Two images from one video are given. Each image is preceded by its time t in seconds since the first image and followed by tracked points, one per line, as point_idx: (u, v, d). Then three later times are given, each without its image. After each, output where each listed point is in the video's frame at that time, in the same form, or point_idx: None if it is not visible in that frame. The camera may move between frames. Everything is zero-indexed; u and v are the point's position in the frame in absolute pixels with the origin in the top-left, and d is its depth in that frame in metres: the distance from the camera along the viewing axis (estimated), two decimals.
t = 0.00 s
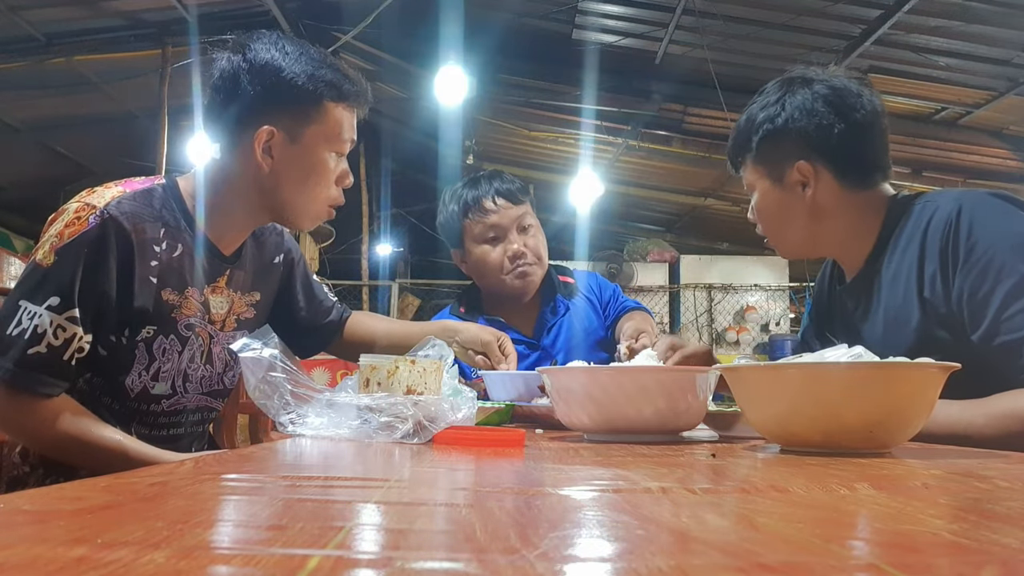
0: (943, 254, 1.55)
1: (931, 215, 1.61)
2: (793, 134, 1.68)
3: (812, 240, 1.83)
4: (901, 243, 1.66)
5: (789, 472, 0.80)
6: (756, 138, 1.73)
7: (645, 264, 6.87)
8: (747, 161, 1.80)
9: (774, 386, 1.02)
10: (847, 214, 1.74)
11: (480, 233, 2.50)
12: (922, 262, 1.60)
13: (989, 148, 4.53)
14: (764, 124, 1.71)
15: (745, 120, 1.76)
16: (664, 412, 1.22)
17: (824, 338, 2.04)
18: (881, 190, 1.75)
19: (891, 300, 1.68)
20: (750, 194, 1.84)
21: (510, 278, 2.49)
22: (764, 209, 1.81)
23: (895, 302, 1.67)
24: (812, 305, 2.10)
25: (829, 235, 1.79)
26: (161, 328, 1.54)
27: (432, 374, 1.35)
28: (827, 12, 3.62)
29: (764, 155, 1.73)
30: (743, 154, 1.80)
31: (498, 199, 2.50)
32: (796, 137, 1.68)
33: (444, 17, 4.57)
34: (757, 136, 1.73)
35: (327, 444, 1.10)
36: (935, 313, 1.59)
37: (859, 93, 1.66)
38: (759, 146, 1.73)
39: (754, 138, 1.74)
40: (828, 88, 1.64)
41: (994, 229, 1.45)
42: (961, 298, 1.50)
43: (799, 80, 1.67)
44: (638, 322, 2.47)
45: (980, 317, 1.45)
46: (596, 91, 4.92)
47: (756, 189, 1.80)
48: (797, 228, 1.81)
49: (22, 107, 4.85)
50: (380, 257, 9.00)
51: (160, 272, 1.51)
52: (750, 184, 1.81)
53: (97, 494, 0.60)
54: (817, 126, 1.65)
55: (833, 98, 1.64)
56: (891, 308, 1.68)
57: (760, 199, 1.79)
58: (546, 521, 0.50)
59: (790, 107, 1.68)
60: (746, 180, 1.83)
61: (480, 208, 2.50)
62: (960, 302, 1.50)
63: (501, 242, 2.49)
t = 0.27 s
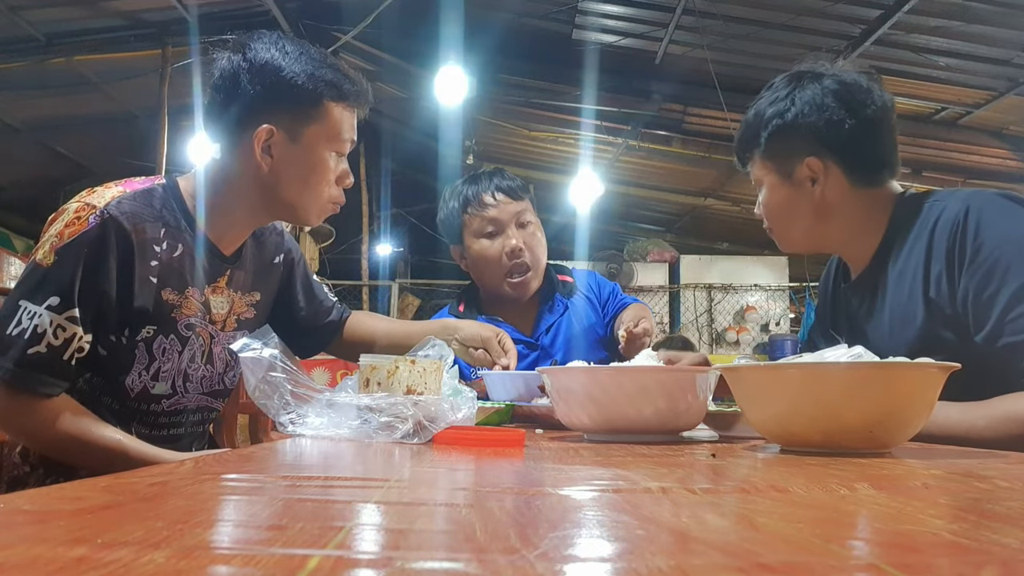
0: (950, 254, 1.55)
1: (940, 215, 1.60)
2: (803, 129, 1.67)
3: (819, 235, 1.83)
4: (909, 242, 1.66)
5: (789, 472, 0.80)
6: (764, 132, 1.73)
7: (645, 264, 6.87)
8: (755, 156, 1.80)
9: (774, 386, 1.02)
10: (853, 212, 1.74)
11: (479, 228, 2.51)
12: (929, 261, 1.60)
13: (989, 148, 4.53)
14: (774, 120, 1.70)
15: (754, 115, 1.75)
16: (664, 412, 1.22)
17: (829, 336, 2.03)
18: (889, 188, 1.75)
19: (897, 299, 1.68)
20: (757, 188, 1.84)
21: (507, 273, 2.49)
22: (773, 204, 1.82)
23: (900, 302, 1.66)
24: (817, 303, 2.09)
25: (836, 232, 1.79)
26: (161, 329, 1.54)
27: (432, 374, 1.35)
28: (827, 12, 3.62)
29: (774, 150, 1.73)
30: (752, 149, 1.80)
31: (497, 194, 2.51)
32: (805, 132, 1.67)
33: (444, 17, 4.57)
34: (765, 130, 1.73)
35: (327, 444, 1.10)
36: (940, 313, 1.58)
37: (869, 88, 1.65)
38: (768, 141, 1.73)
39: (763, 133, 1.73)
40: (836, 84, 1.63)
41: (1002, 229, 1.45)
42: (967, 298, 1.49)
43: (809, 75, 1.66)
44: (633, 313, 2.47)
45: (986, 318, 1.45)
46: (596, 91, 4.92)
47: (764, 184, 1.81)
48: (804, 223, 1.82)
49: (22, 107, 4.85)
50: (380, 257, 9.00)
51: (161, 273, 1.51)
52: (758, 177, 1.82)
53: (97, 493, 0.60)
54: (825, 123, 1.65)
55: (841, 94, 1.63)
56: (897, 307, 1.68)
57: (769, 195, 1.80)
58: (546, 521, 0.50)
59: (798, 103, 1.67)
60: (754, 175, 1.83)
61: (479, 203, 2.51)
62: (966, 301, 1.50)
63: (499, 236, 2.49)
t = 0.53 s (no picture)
0: (958, 254, 1.55)
1: (948, 214, 1.60)
2: (813, 123, 1.67)
3: (829, 232, 1.83)
4: (915, 240, 1.66)
5: (789, 473, 0.80)
6: (772, 128, 1.73)
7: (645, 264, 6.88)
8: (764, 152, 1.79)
9: (773, 386, 1.02)
10: (863, 206, 1.74)
11: (475, 228, 2.50)
12: (936, 260, 1.60)
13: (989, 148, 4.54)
14: (783, 114, 1.70)
15: (762, 111, 1.74)
16: (664, 412, 1.22)
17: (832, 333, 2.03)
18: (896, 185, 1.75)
19: (902, 298, 1.67)
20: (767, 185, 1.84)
21: (504, 272, 2.48)
22: (784, 199, 1.81)
23: (906, 301, 1.67)
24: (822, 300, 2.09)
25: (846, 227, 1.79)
26: (161, 329, 1.54)
27: (432, 374, 1.35)
28: (827, 12, 3.62)
29: (784, 145, 1.72)
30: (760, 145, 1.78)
31: (493, 193, 2.51)
32: (816, 126, 1.67)
33: (444, 17, 4.57)
34: (774, 127, 1.72)
35: (326, 444, 1.10)
36: (946, 312, 1.59)
37: (877, 82, 1.65)
38: (778, 136, 1.72)
39: (773, 128, 1.73)
40: (843, 78, 1.63)
41: (1012, 230, 1.45)
42: (974, 298, 1.50)
43: (817, 69, 1.66)
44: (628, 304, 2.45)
45: (993, 319, 1.46)
46: (596, 91, 4.93)
47: (773, 181, 1.80)
48: (814, 219, 1.82)
49: (22, 107, 4.85)
50: (380, 257, 9.00)
51: (161, 273, 1.51)
52: (767, 174, 1.81)
53: (97, 494, 0.60)
54: (835, 117, 1.65)
55: (849, 88, 1.63)
56: (902, 305, 1.68)
57: (780, 189, 1.79)
58: (545, 521, 0.50)
59: (806, 98, 1.67)
60: (763, 171, 1.82)
61: (476, 202, 2.51)
62: (974, 301, 1.51)
63: (495, 236, 2.49)
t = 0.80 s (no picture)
0: (965, 252, 1.55)
1: (956, 212, 1.60)
2: (824, 117, 1.64)
3: (843, 230, 1.79)
4: (923, 237, 1.66)
5: (789, 472, 0.80)
6: (782, 127, 1.67)
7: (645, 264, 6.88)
8: (772, 154, 1.72)
9: (773, 386, 1.02)
10: (877, 197, 1.73)
11: (482, 228, 2.50)
12: (944, 258, 1.60)
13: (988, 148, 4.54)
14: (794, 111, 1.65)
15: (768, 111, 1.69)
16: (664, 412, 1.22)
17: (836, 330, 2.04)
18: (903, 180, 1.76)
19: (909, 295, 1.67)
20: (777, 189, 1.77)
21: (513, 272, 2.49)
22: (798, 200, 1.75)
23: (912, 298, 1.67)
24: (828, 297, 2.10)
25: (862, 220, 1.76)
26: (161, 329, 1.54)
27: (432, 374, 1.35)
28: (827, 12, 3.62)
29: (797, 142, 1.67)
30: (767, 147, 1.72)
31: (497, 192, 2.51)
32: (828, 120, 1.65)
33: (444, 18, 4.57)
34: (785, 124, 1.67)
35: (326, 444, 1.10)
36: (952, 311, 1.59)
37: (875, 75, 1.67)
38: (790, 135, 1.66)
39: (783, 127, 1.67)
40: (847, 70, 1.63)
41: (1020, 229, 1.45)
42: (980, 297, 1.50)
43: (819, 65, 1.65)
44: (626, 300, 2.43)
45: (998, 318, 1.46)
46: (596, 91, 4.93)
47: (787, 183, 1.74)
48: (829, 217, 1.77)
49: (22, 107, 4.85)
50: (380, 257, 9.01)
51: (160, 273, 1.51)
52: (777, 176, 1.75)
53: (97, 494, 0.60)
54: (845, 108, 1.64)
55: (855, 79, 1.63)
56: (908, 303, 1.68)
57: (795, 189, 1.74)
58: (545, 521, 0.50)
59: (815, 91, 1.64)
60: (772, 173, 1.75)
61: (480, 202, 2.50)
62: (979, 300, 1.51)
63: (503, 237, 2.49)
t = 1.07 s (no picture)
0: (974, 247, 1.55)
1: (966, 207, 1.60)
2: (835, 109, 1.66)
3: (852, 226, 1.78)
4: (932, 232, 1.66)
5: (789, 472, 0.80)
6: (792, 119, 1.69)
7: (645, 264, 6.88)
8: (782, 147, 1.74)
9: (773, 386, 1.02)
10: (887, 192, 1.73)
11: (482, 229, 2.48)
12: (952, 253, 1.60)
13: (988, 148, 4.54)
14: (804, 103, 1.67)
15: (779, 104, 1.71)
16: (664, 412, 1.22)
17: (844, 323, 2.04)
18: (914, 175, 1.75)
19: (916, 289, 1.68)
20: (787, 181, 1.77)
21: (515, 274, 2.49)
22: (808, 191, 1.75)
23: (920, 292, 1.67)
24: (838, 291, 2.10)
25: (871, 216, 1.75)
26: (161, 329, 1.54)
27: (432, 374, 1.35)
28: (827, 12, 3.62)
29: (807, 133, 1.68)
30: (778, 140, 1.74)
31: (496, 193, 2.51)
32: (839, 112, 1.66)
33: (444, 18, 4.57)
34: (795, 116, 1.69)
35: (327, 444, 1.10)
36: (958, 306, 1.60)
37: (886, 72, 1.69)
38: (800, 127, 1.68)
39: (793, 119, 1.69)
40: (858, 65, 1.65)
41: None
42: (987, 292, 1.51)
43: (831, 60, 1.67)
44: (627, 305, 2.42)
45: (1002, 314, 1.47)
46: (596, 91, 4.93)
47: (796, 174, 1.74)
48: (838, 212, 1.76)
49: (22, 107, 4.85)
50: (380, 257, 9.02)
51: (160, 272, 1.51)
52: (786, 169, 1.75)
53: (97, 493, 0.60)
54: (857, 101, 1.65)
55: (867, 73, 1.65)
56: (916, 296, 1.68)
57: (804, 181, 1.73)
58: (546, 521, 0.50)
59: (827, 84, 1.66)
60: (781, 165, 1.75)
61: (480, 204, 2.49)
62: (986, 295, 1.51)
63: (504, 238, 2.47)
